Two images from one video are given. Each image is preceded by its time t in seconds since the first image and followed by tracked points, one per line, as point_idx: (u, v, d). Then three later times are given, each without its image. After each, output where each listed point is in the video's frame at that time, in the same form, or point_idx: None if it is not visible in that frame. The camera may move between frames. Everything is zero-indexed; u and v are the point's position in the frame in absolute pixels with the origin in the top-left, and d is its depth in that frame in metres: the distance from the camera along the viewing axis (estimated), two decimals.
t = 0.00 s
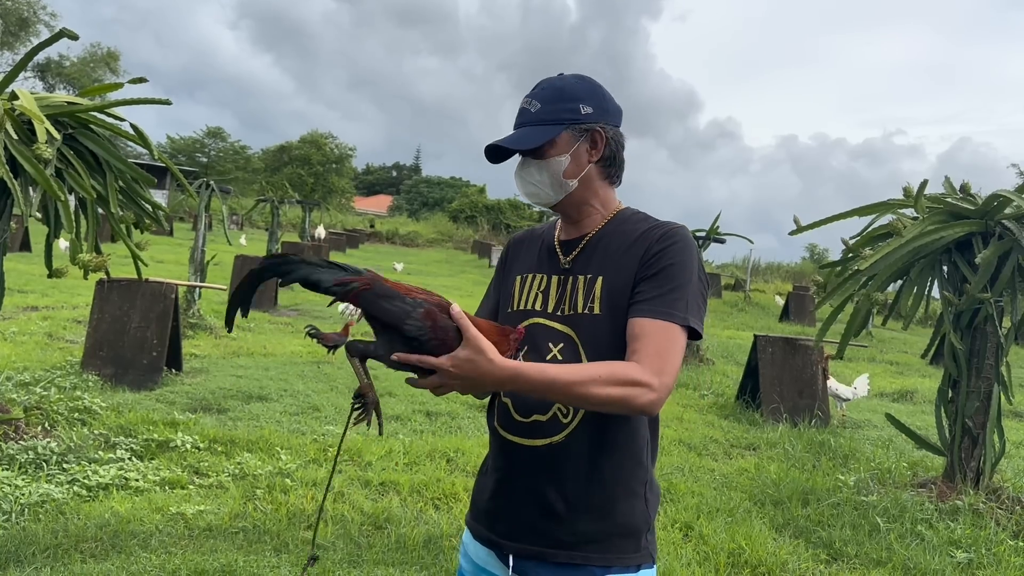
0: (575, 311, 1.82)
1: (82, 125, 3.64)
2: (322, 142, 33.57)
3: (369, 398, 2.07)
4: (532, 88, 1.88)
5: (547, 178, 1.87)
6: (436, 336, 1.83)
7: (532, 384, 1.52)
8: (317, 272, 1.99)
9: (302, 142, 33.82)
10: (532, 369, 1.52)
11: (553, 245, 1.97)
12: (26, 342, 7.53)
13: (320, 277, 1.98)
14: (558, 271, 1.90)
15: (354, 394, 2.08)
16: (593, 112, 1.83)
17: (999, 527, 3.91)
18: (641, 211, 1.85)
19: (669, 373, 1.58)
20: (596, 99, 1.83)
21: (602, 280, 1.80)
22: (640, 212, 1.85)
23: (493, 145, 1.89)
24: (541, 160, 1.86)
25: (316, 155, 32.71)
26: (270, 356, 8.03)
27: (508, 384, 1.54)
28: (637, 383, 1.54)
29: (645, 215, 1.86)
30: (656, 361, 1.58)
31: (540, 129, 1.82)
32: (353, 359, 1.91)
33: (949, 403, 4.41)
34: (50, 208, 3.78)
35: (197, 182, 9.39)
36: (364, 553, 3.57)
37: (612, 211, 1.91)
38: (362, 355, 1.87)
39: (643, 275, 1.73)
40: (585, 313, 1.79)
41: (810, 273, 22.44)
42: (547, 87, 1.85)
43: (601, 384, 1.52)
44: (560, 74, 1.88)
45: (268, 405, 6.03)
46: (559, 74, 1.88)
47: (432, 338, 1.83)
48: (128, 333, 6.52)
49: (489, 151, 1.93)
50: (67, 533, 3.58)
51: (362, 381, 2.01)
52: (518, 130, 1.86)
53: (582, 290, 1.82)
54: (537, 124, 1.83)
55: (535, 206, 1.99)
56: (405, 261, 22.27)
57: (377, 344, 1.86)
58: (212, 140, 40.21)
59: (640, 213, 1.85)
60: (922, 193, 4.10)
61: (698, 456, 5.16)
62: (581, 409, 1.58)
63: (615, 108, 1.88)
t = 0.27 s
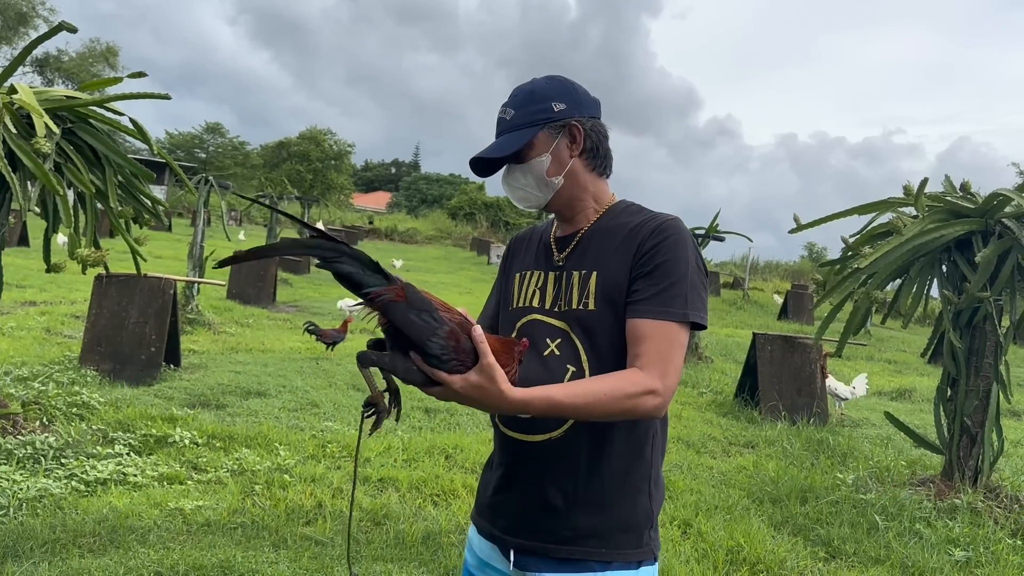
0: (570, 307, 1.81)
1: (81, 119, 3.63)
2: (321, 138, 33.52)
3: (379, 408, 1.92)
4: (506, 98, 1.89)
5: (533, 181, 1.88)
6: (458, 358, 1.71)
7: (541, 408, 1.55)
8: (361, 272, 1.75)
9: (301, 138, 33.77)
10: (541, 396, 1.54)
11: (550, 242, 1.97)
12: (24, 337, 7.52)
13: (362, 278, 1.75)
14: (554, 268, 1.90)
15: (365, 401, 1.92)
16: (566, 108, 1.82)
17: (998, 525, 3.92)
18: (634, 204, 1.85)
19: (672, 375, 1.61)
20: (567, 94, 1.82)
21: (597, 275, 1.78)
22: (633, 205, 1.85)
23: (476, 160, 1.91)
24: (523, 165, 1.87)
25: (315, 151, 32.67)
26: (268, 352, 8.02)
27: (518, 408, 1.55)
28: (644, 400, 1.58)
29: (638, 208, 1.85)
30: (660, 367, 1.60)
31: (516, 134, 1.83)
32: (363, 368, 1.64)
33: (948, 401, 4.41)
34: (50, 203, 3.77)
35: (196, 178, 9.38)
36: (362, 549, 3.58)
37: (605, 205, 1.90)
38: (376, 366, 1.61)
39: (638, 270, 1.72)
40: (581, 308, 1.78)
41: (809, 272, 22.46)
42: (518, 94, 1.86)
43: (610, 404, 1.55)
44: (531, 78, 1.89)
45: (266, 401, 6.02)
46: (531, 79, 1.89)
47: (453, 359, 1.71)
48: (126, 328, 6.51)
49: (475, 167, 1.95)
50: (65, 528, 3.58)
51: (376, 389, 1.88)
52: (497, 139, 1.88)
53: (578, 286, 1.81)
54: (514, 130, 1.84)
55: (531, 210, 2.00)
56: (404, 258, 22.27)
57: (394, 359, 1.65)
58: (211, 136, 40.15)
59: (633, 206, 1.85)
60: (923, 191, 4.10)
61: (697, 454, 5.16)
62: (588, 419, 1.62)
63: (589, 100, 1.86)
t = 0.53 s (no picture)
0: (564, 303, 1.80)
1: (79, 113, 3.61)
2: (319, 133, 33.45)
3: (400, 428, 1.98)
4: (493, 100, 1.89)
5: (526, 181, 1.88)
6: (453, 365, 1.76)
7: (540, 409, 1.57)
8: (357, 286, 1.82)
9: (299, 133, 33.70)
10: (539, 398, 1.56)
11: (544, 239, 1.96)
12: (21, 330, 7.51)
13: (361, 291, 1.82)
14: (548, 264, 1.89)
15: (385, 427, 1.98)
16: (554, 105, 1.81)
17: (993, 523, 3.93)
18: (628, 198, 1.84)
19: (671, 371, 1.62)
20: (554, 91, 1.81)
21: (590, 271, 1.78)
22: (627, 199, 1.84)
23: (468, 165, 1.92)
24: (515, 166, 1.87)
25: (313, 146, 32.60)
26: (265, 347, 8.01)
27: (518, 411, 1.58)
28: (644, 397, 1.59)
29: (631, 201, 1.85)
30: (659, 364, 1.61)
31: (506, 135, 1.82)
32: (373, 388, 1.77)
33: (945, 399, 4.42)
34: (47, 196, 3.76)
35: (193, 172, 9.35)
36: (359, 544, 3.58)
37: (598, 199, 1.89)
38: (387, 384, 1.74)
39: (631, 265, 1.72)
40: (575, 304, 1.78)
41: (806, 269, 22.48)
42: (504, 95, 1.85)
43: (609, 403, 1.56)
44: (516, 78, 1.88)
45: (263, 396, 6.02)
46: (516, 79, 1.88)
47: (449, 367, 1.76)
48: (123, 322, 6.49)
49: (467, 172, 1.95)
50: (62, 522, 3.58)
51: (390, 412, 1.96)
52: (487, 142, 1.87)
53: (571, 281, 1.81)
54: (503, 132, 1.84)
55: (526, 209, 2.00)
56: (401, 253, 22.24)
57: (392, 373, 1.75)
58: (209, 130, 40.06)
59: (627, 200, 1.84)
60: (921, 189, 4.10)
61: (693, 450, 5.17)
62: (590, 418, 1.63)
63: (576, 95, 1.85)
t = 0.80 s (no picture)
0: (563, 299, 1.80)
1: (76, 105, 3.59)
2: (317, 126, 33.36)
3: (409, 435, 2.00)
4: (491, 97, 1.88)
5: (528, 177, 1.89)
6: (459, 372, 1.75)
7: (545, 412, 1.57)
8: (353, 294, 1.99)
9: (296, 126, 33.61)
10: (544, 402, 1.56)
11: (544, 234, 1.96)
12: (17, 323, 7.49)
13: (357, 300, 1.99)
14: (547, 259, 1.89)
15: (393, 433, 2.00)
16: (553, 101, 1.81)
17: (988, 520, 3.95)
18: (627, 194, 1.83)
19: (674, 370, 1.63)
20: (553, 87, 1.81)
21: (590, 267, 1.77)
22: (626, 194, 1.83)
23: (469, 163, 1.91)
24: (517, 162, 1.87)
25: (311, 140, 32.52)
26: (262, 340, 8.00)
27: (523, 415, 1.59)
28: (648, 398, 1.60)
29: (631, 197, 1.84)
30: (662, 363, 1.62)
31: (506, 132, 1.82)
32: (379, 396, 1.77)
33: (941, 395, 4.43)
34: (43, 189, 3.74)
35: (191, 165, 9.32)
36: (356, 539, 3.58)
37: (599, 193, 1.89)
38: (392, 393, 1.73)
39: (631, 262, 1.72)
40: (574, 300, 1.78)
41: (803, 266, 22.50)
42: (503, 92, 1.85)
43: (614, 405, 1.58)
44: (514, 74, 1.87)
45: (260, 390, 6.01)
46: (513, 75, 1.88)
47: (454, 374, 1.75)
48: (120, 315, 6.48)
49: (468, 169, 1.95)
50: (59, 515, 3.57)
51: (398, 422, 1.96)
52: (487, 139, 1.87)
53: (570, 277, 1.80)
54: (503, 129, 1.84)
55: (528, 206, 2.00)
56: (398, 247, 22.22)
57: (398, 380, 1.75)
58: (206, 123, 39.95)
59: (626, 195, 1.83)
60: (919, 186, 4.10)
61: (690, 446, 5.18)
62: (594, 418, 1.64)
63: (576, 90, 1.85)
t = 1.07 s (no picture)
0: (564, 292, 1.79)
1: (72, 96, 3.56)
2: (314, 119, 33.25)
3: (409, 450, 1.97)
4: (498, 81, 1.86)
5: (533, 166, 1.86)
6: (465, 369, 1.73)
7: (549, 408, 1.57)
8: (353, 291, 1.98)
9: (293, 119, 33.49)
10: (549, 396, 1.56)
11: (545, 225, 1.95)
12: (12, 315, 7.46)
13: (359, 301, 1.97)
14: (548, 252, 1.88)
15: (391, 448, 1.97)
16: (563, 89, 1.80)
17: (984, 514, 3.96)
18: (632, 187, 1.82)
19: (677, 367, 1.63)
20: (563, 75, 1.80)
21: (592, 261, 1.77)
22: (631, 188, 1.82)
23: (473, 147, 1.88)
24: (523, 149, 1.85)
25: (308, 132, 32.41)
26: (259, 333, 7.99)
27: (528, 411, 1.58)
28: (652, 394, 1.60)
29: (635, 190, 1.83)
30: (666, 361, 1.62)
31: (514, 118, 1.80)
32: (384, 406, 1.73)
33: (938, 390, 4.44)
34: (39, 179, 3.72)
35: (187, 157, 9.27)
36: (353, 531, 3.58)
37: (602, 185, 1.88)
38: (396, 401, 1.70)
39: (634, 257, 1.71)
40: (575, 294, 1.77)
41: (800, 261, 22.53)
42: (511, 77, 1.83)
43: (619, 400, 1.58)
44: (522, 60, 1.86)
45: (257, 383, 6.00)
46: (522, 60, 1.86)
47: (461, 372, 1.72)
48: (116, 307, 6.45)
49: (471, 154, 1.92)
50: (54, 507, 3.57)
51: (400, 435, 1.93)
52: (492, 124, 1.85)
53: (572, 270, 1.79)
54: (510, 115, 1.82)
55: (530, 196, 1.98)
56: (395, 241, 22.19)
57: (402, 386, 1.71)
58: (201, 115, 39.79)
59: (631, 188, 1.82)
60: (917, 181, 4.10)
61: (687, 440, 5.18)
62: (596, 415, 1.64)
63: (585, 80, 1.84)
